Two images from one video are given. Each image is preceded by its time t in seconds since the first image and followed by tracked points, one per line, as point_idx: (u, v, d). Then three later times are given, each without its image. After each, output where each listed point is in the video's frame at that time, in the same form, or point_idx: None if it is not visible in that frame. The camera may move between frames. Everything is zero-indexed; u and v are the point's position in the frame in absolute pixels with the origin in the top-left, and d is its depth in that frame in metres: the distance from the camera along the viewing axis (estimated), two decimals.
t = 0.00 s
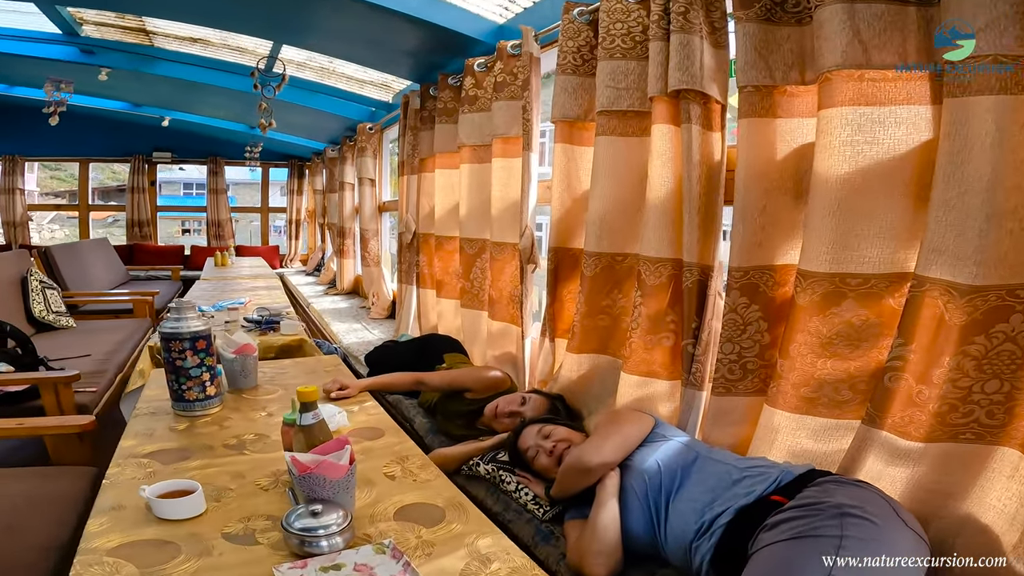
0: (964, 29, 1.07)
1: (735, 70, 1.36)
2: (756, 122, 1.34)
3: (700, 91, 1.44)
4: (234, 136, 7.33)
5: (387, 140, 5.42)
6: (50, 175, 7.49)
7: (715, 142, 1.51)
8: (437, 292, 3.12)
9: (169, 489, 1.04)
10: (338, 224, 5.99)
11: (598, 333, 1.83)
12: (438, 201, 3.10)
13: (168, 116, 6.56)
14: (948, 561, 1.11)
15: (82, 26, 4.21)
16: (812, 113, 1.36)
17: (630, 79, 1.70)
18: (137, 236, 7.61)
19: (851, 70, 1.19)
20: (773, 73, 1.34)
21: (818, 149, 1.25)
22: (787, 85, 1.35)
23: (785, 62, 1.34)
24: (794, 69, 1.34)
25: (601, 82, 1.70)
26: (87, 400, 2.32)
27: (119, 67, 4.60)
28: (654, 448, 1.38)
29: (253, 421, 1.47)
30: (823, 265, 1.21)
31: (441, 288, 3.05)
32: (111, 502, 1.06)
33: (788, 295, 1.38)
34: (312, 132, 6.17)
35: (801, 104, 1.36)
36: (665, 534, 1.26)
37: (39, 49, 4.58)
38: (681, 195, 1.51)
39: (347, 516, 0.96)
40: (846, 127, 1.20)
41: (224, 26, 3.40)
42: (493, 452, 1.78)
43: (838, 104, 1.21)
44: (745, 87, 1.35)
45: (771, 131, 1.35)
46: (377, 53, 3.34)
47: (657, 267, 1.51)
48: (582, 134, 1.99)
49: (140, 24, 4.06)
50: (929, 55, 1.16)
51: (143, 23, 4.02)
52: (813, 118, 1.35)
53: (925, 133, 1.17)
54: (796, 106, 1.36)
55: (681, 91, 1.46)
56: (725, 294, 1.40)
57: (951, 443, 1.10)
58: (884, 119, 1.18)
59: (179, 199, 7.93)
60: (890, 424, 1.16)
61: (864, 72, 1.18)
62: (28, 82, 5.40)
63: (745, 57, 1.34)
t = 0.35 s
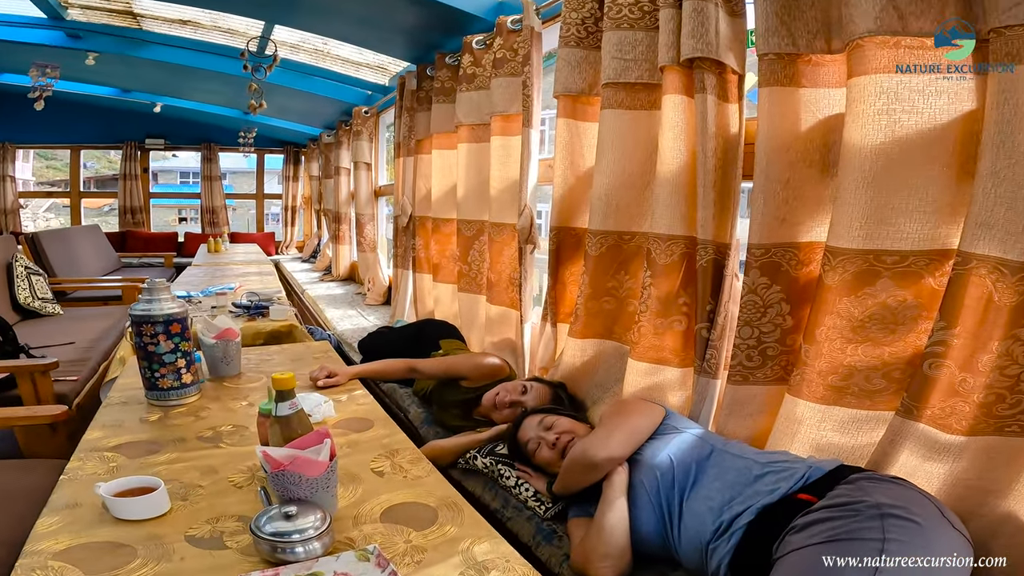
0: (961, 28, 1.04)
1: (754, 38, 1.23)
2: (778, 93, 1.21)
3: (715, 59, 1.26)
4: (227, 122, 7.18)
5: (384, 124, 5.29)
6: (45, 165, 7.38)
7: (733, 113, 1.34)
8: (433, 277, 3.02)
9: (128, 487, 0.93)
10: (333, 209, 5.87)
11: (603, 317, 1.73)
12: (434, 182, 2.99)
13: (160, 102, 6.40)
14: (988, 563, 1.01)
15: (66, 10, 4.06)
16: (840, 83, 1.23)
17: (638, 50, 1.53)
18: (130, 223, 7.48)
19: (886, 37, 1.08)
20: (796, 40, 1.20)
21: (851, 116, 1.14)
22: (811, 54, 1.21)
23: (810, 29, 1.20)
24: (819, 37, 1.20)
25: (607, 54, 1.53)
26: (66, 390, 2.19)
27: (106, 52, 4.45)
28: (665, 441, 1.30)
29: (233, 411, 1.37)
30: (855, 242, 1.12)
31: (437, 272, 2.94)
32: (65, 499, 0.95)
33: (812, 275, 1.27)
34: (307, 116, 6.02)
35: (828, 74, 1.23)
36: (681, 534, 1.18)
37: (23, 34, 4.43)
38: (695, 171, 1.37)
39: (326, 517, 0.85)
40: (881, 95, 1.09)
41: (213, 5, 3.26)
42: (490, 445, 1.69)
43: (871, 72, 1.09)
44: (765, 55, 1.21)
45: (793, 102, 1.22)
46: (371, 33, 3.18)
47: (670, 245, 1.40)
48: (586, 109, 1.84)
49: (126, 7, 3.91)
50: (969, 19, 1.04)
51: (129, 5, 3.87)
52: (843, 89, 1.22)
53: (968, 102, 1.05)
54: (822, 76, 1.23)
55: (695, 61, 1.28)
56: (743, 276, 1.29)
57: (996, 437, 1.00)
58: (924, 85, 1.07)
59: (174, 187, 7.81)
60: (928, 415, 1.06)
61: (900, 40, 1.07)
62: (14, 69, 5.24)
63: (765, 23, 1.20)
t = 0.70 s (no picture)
0: (960, 27, 1.01)
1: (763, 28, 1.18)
2: (789, 85, 1.16)
3: (723, 50, 1.20)
4: (225, 117, 7.12)
5: (382, 119, 5.24)
6: (43, 160, 7.34)
7: (741, 105, 1.29)
8: (431, 272, 2.98)
9: (110, 491, 0.88)
10: (331, 204, 5.82)
11: (605, 314, 1.69)
12: (433, 176, 2.95)
13: (157, 97, 6.34)
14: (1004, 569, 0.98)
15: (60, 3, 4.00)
16: (854, 74, 1.19)
17: (642, 41, 1.48)
18: (128, 218, 7.43)
19: (903, 28, 1.04)
20: (808, 31, 1.15)
21: (865, 108, 1.09)
22: (823, 45, 1.16)
23: (822, 20, 1.15)
24: (832, 27, 1.16)
25: (611, 45, 1.48)
26: (58, 387, 2.15)
27: (101, 47, 4.39)
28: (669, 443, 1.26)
29: (224, 410, 1.33)
30: (869, 238, 1.08)
31: (435, 268, 2.90)
32: (46, 502, 0.90)
33: (823, 273, 1.23)
34: (305, 111, 5.97)
35: (841, 65, 1.18)
36: (685, 538, 1.14)
37: (17, 28, 4.37)
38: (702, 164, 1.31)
39: (316, 524, 0.80)
40: (898, 86, 1.05)
41: None
42: (489, 446, 1.66)
43: (887, 63, 1.05)
44: (775, 46, 1.16)
45: (804, 94, 1.17)
46: (369, 27, 3.13)
47: (675, 240, 1.36)
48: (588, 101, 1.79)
49: None
50: (990, 14, 1.01)
51: None
52: (857, 81, 1.17)
53: (988, 94, 1.01)
54: (834, 67, 1.18)
55: (702, 50, 1.22)
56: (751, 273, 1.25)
57: (1015, 441, 0.96)
58: (943, 77, 1.03)
59: (171, 182, 7.75)
60: (943, 418, 1.03)
61: (919, 30, 1.03)
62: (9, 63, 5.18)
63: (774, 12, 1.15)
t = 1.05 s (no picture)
0: (960, 28, 0.99)
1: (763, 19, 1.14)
2: (790, 77, 1.13)
3: (721, 41, 1.16)
4: (223, 112, 7.08)
5: (380, 114, 5.21)
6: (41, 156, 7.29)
7: (741, 99, 1.24)
8: (427, 268, 2.95)
9: (82, 492, 0.84)
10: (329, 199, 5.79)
11: (601, 312, 1.66)
12: (428, 171, 2.91)
13: (154, 92, 6.30)
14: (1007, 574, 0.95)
15: None
16: (856, 67, 1.15)
17: (639, 33, 1.45)
18: (125, 213, 7.38)
19: (908, 18, 1.01)
20: (810, 23, 1.12)
21: (868, 101, 1.06)
22: (825, 36, 1.13)
23: (824, 11, 1.12)
24: (834, 18, 1.13)
25: (607, 37, 1.45)
26: (47, 384, 2.11)
27: (96, 42, 4.34)
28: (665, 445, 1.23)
29: (210, 408, 1.30)
30: (873, 235, 1.05)
31: (431, 264, 2.87)
32: (18, 503, 0.86)
33: (823, 270, 1.20)
34: (302, 107, 5.94)
35: (843, 58, 1.15)
36: (680, 541, 1.11)
37: (10, 23, 4.32)
38: (700, 158, 1.27)
39: (294, 528, 0.77)
40: (903, 77, 1.01)
41: None
42: (482, 445, 1.63)
43: (891, 54, 1.02)
44: (775, 37, 1.13)
45: (804, 86, 1.14)
46: (364, 21, 3.09)
47: (671, 236, 1.32)
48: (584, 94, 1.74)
49: None
50: (997, 6, 0.99)
51: None
52: (860, 73, 1.14)
53: (995, 88, 0.97)
54: (836, 60, 1.15)
55: (699, 42, 1.18)
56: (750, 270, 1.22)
57: (1020, 444, 0.94)
58: (950, 69, 0.99)
59: (169, 177, 7.71)
60: (946, 420, 1.00)
61: (924, 22, 1.00)
62: (4, 59, 5.14)
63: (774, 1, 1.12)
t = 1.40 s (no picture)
0: (960, 27, 0.96)
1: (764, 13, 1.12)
2: (792, 72, 1.10)
3: (723, 35, 1.13)
4: (223, 109, 7.06)
5: (380, 111, 5.18)
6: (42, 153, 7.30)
7: (743, 93, 1.21)
8: (425, 266, 2.93)
9: (67, 491, 0.82)
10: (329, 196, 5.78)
11: (600, 310, 1.64)
12: (427, 168, 2.89)
13: (154, 90, 6.28)
14: None
15: None
16: (859, 62, 1.13)
17: (638, 28, 1.42)
18: (126, 210, 7.39)
19: (912, 12, 0.99)
20: (813, 17, 1.10)
21: (871, 96, 1.04)
22: (828, 30, 1.10)
23: (827, 5, 1.10)
24: (837, 11, 1.10)
25: (606, 32, 1.42)
26: (43, 381, 2.10)
27: (95, 38, 4.33)
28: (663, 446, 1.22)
29: (201, 407, 1.28)
30: (876, 232, 1.02)
31: (429, 261, 2.85)
32: (4, 502, 0.84)
33: (824, 268, 1.18)
34: (302, 103, 5.92)
35: (845, 52, 1.13)
36: (679, 544, 1.10)
37: (9, 19, 4.32)
38: (700, 154, 1.25)
39: (280, 530, 0.74)
40: (906, 72, 0.99)
41: None
42: (478, 445, 1.63)
43: (895, 49, 1.00)
44: (777, 31, 1.10)
45: (806, 81, 1.12)
46: (363, 17, 3.07)
47: (670, 234, 1.30)
48: (583, 90, 1.72)
49: None
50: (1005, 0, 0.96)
51: None
52: (862, 68, 1.12)
53: (1000, 84, 0.95)
54: (838, 54, 1.13)
55: (699, 36, 1.16)
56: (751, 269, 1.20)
57: None
58: (954, 64, 0.97)
59: (170, 174, 7.70)
60: (949, 423, 0.98)
61: (929, 16, 0.97)
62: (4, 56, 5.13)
63: None
